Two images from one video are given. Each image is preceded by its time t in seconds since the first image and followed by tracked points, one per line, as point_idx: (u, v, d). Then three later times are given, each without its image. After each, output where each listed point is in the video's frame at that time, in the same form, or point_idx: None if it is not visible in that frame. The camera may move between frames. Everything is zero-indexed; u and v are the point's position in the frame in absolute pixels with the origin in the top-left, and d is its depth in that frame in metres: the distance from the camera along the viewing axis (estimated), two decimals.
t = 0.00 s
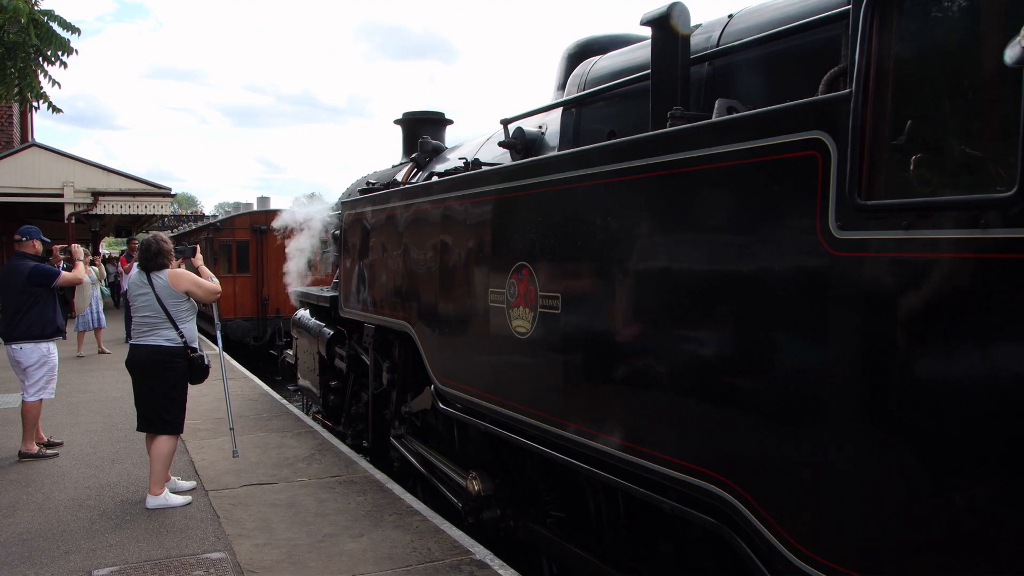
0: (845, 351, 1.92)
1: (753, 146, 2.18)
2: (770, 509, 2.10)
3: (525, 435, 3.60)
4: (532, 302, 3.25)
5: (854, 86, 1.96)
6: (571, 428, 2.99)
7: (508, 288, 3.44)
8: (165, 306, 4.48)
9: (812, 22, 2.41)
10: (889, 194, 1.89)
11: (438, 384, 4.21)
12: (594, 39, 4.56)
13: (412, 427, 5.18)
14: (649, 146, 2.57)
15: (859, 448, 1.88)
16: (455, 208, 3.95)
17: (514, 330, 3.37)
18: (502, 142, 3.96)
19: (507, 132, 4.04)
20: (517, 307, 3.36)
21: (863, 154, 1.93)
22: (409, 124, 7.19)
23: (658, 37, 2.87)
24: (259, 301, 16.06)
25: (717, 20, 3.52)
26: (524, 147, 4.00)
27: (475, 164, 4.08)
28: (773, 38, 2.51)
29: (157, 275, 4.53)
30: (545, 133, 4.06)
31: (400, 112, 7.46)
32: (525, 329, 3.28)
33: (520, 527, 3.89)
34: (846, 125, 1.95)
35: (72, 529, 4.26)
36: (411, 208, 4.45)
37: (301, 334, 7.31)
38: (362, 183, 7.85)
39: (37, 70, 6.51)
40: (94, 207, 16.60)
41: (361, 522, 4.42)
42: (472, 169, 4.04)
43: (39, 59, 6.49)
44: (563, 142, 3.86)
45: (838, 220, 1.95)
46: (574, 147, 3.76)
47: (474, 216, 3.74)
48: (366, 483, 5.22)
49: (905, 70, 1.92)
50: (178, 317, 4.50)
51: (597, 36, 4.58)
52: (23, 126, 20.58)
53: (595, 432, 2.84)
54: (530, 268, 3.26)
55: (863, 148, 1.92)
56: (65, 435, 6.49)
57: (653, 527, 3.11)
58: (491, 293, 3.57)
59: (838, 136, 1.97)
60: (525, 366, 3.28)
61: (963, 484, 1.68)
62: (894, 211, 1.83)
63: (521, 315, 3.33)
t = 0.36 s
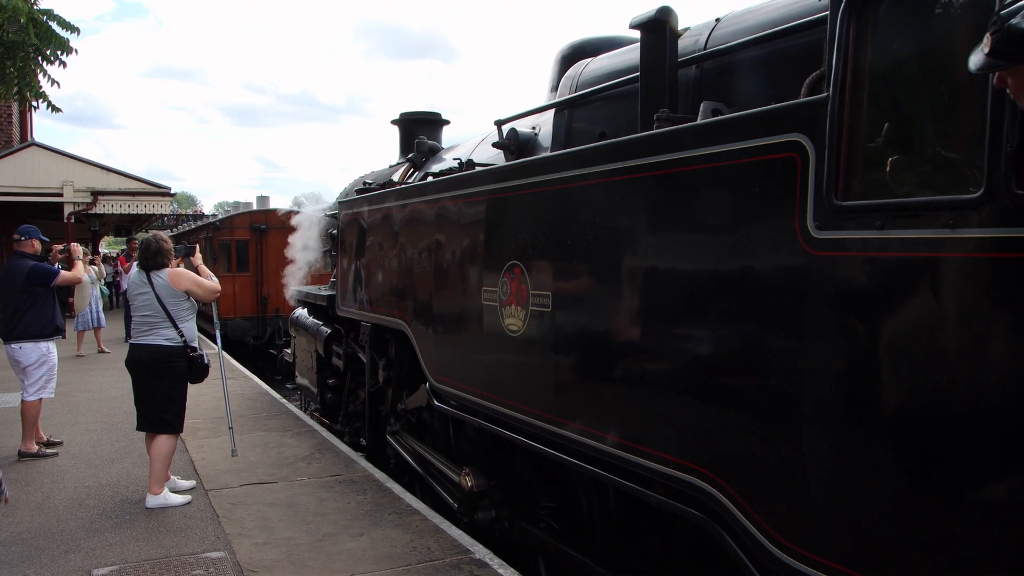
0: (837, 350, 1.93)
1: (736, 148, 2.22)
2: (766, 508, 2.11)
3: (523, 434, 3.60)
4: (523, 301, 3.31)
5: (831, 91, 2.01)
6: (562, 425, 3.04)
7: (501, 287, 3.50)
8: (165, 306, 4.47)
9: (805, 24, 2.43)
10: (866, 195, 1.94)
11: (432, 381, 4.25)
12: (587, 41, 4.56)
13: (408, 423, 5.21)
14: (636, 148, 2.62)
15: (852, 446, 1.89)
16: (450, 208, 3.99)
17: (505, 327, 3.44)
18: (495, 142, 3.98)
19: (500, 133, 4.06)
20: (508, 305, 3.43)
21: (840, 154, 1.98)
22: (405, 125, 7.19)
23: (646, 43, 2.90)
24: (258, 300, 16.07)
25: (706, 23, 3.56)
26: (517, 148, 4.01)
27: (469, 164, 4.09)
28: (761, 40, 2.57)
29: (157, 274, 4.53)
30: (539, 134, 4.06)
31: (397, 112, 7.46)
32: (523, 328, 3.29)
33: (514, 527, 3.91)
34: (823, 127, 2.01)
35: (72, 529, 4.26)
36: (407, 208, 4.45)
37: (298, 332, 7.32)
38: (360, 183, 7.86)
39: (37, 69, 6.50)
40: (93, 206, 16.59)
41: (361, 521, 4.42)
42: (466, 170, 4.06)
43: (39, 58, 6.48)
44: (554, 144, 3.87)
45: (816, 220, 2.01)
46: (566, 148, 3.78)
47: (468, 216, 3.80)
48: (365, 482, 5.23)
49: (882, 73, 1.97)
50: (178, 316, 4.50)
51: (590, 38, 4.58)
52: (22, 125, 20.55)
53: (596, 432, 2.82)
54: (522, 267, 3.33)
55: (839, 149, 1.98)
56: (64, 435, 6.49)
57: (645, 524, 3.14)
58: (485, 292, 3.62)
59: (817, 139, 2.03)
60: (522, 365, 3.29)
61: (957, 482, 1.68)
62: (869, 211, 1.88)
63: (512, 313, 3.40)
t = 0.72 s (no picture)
0: (829, 350, 1.93)
1: (722, 150, 2.25)
2: (762, 507, 2.10)
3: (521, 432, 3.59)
4: (517, 300, 3.33)
5: (813, 94, 2.03)
6: (559, 422, 3.04)
7: (495, 286, 3.52)
8: (167, 305, 4.47)
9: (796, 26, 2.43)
10: (846, 197, 1.97)
11: (429, 378, 4.25)
12: (582, 43, 4.56)
13: (405, 420, 5.23)
14: (624, 150, 2.66)
15: (845, 446, 1.89)
16: (445, 208, 3.99)
17: (499, 326, 3.45)
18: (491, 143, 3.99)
19: (496, 134, 4.07)
20: (502, 304, 3.44)
21: (821, 157, 2.01)
22: (404, 125, 7.20)
23: (638, 47, 2.95)
24: (258, 299, 16.10)
25: (696, 26, 3.57)
26: (512, 149, 4.02)
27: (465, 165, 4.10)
28: (757, 41, 2.52)
29: (159, 273, 4.54)
30: (534, 135, 4.06)
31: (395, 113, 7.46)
32: (520, 328, 3.28)
33: (511, 527, 3.93)
34: (802, 131, 2.05)
35: (74, 528, 4.26)
36: (405, 208, 4.45)
37: (298, 331, 7.32)
38: (358, 184, 7.86)
39: (38, 68, 6.50)
40: (95, 205, 16.59)
41: (362, 521, 4.42)
42: (463, 170, 4.06)
43: (40, 58, 6.48)
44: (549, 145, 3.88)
45: (797, 221, 2.04)
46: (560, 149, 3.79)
47: (463, 216, 3.80)
48: (365, 481, 5.23)
49: (860, 78, 1.99)
50: (179, 316, 4.50)
51: (585, 41, 4.57)
52: (24, 124, 20.56)
53: (596, 431, 2.80)
54: (515, 266, 3.35)
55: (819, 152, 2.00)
56: (65, 434, 6.49)
57: (637, 520, 3.14)
58: (480, 291, 3.63)
59: (798, 142, 2.06)
60: (520, 365, 3.28)
61: (950, 481, 1.69)
62: (849, 212, 1.91)
63: (506, 312, 3.42)
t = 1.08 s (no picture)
0: (819, 350, 1.94)
1: (709, 152, 2.28)
2: (756, 507, 2.10)
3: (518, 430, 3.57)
4: (511, 298, 3.35)
5: (796, 98, 2.06)
6: (554, 419, 3.04)
7: (490, 285, 3.53)
8: (168, 305, 4.47)
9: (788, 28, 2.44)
10: (827, 197, 1.99)
11: (425, 376, 4.26)
12: (577, 44, 4.55)
13: (403, 418, 5.24)
14: (615, 152, 2.68)
15: (842, 446, 1.88)
16: (441, 208, 3.99)
17: (494, 324, 3.46)
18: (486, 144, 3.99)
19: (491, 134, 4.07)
20: (497, 302, 3.45)
21: (803, 159, 2.03)
22: (403, 125, 7.19)
23: (630, 49, 2.96)
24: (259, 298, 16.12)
25: (686, 29, 3.57)
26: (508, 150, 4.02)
27: (462, 165, 4.10)
28: (756, 41, 2.51)
29: (159, 273, 4.54)
30: (529, 136, 4.06)
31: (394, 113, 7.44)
32: (517, 327, 3.28)
33: (508, 527, 3.93)
34: (785, 134, 2.08)
35: (75, 527, 4.26)
36: (402, 208, 4.45)
37: (297, 330, 7.32)
38: (356, 183, 7.86)
39: (39, 68, 6.50)
40: (96, 205, 16.59)
41: (363, 520, 4.42)
42: (459, 171, 4.06)
43: (42, 57, 6.48)
44: (544, 146, 3.88)
45: (781, 222, 2.07)
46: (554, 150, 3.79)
47: (459, 216, 3.80)
48: (366, 481, 5.23)
49: (841, 83, 2.01)
50: (180, 315, 4.50)
51: (579, 43, 4.56)
52: (26, 123, 20.57)
53: (596, 430, 2.78)
54: (509, 265, 3.36)
55: (802, 156, 2.04)
56: (67, 433, 6.49)
57: (630, 515, 3.15)
58: (476, 290, 3.63)
59: (782, 145, 2.09)
60: (516, 365, 3.28)
61: (937, 481, 1.69)
62: (829, 212, 1.94)
63: (500, 310, 3.42)
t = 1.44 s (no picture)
0: (808, 348, 1.95)
1: (697, 153, 2.30)
2: (751, 506, 2.10)
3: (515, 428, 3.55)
4: (506, 296, 3.36)
5: (780, 100, 2.08)
6: (555, 417, 3.01)
7: (486, 284, 3.54)
8: (169, 305, 4.47)
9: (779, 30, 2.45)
10: (809, 197, 2.02)
11: (422, 374, 4.27)
12: (573, 46, 4.55)
13: (401, 416, 5.27)
14: (606, 153, 2.70)
15: (836, 445, 1.87)
16: (438, 208, 4.00)
17: (489, 322, 3.47)
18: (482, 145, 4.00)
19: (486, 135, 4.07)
20: (492, 301, 3.46)
21: (787, 160, 2.06)
22: (401, 126, 7.20)
23: (623, 52, 2.96)
24: (260, 298, 16.14)
25: (678, 31, 3.57)
26: (503, 151, 4.02)
27: (458, 165, 4.10)
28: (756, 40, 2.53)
29: (160, 273, 4.54)
30: (525, 137, 4.06)
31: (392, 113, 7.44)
32: (514, 326, 3.28)
33: (505, 527, 3.96)
34: (771, 135, 2.10)
35: (77, 528, 4.26)
36: (400, 208, 4.46)
37: (297, 330, 7.33)
38: (355, 184, 7.86)
39: (40, 68, 6.50)
40: (97, 205, 16.60)
41: (365, 520, 4.42)
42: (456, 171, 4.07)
43: (43, 58, 6.48)
44: (538, 147, 3.88)
45: (765, 221, 2.09)
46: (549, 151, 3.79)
47: (456, 216, 3.80)
48: (368, 481, 5.23)
49: (824, 86, 2.04)
50: (182, 315, 4.50)
51: (574, 44, 4.56)
52: (26, 124, 20.57)
53: (595, 428, 2.76)
54: (504, 265, 3.37)
55: (785, 157, 2.06)
56: (68, 433, 6.50)
57: (624, 511, 3.14)
58: (472, 290, 3.64)
59: (766, 145, 2.12)
60: (513, 365, 3.28)
61: (929, 481, 1.68)
62: (812, 211, 1.97)
63: (495, 309, 3.43)
